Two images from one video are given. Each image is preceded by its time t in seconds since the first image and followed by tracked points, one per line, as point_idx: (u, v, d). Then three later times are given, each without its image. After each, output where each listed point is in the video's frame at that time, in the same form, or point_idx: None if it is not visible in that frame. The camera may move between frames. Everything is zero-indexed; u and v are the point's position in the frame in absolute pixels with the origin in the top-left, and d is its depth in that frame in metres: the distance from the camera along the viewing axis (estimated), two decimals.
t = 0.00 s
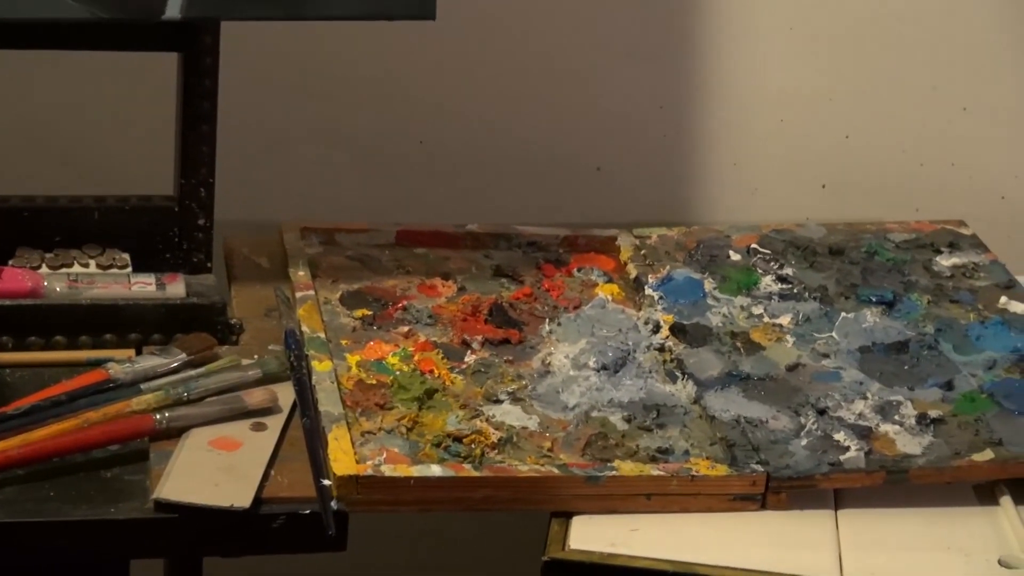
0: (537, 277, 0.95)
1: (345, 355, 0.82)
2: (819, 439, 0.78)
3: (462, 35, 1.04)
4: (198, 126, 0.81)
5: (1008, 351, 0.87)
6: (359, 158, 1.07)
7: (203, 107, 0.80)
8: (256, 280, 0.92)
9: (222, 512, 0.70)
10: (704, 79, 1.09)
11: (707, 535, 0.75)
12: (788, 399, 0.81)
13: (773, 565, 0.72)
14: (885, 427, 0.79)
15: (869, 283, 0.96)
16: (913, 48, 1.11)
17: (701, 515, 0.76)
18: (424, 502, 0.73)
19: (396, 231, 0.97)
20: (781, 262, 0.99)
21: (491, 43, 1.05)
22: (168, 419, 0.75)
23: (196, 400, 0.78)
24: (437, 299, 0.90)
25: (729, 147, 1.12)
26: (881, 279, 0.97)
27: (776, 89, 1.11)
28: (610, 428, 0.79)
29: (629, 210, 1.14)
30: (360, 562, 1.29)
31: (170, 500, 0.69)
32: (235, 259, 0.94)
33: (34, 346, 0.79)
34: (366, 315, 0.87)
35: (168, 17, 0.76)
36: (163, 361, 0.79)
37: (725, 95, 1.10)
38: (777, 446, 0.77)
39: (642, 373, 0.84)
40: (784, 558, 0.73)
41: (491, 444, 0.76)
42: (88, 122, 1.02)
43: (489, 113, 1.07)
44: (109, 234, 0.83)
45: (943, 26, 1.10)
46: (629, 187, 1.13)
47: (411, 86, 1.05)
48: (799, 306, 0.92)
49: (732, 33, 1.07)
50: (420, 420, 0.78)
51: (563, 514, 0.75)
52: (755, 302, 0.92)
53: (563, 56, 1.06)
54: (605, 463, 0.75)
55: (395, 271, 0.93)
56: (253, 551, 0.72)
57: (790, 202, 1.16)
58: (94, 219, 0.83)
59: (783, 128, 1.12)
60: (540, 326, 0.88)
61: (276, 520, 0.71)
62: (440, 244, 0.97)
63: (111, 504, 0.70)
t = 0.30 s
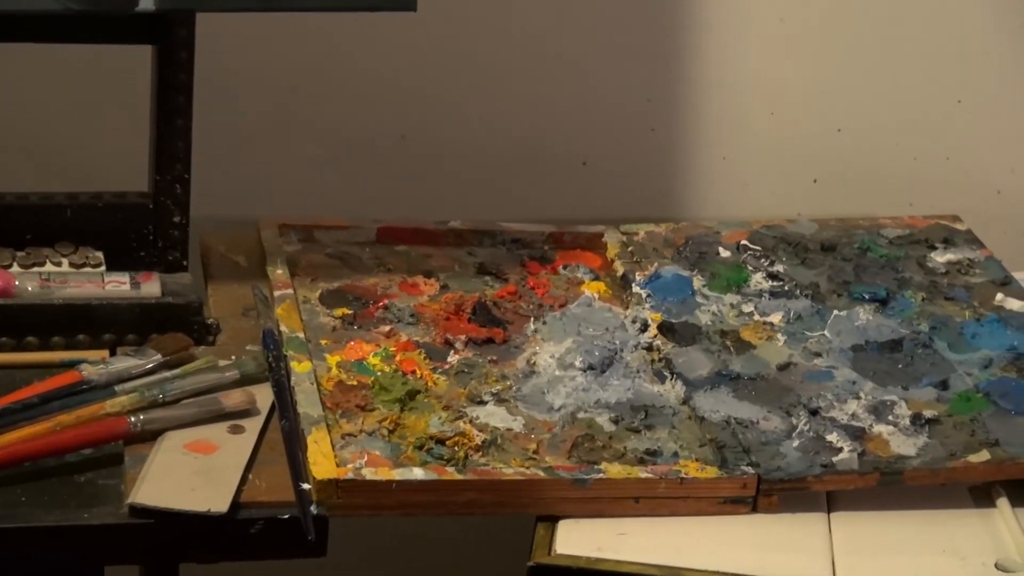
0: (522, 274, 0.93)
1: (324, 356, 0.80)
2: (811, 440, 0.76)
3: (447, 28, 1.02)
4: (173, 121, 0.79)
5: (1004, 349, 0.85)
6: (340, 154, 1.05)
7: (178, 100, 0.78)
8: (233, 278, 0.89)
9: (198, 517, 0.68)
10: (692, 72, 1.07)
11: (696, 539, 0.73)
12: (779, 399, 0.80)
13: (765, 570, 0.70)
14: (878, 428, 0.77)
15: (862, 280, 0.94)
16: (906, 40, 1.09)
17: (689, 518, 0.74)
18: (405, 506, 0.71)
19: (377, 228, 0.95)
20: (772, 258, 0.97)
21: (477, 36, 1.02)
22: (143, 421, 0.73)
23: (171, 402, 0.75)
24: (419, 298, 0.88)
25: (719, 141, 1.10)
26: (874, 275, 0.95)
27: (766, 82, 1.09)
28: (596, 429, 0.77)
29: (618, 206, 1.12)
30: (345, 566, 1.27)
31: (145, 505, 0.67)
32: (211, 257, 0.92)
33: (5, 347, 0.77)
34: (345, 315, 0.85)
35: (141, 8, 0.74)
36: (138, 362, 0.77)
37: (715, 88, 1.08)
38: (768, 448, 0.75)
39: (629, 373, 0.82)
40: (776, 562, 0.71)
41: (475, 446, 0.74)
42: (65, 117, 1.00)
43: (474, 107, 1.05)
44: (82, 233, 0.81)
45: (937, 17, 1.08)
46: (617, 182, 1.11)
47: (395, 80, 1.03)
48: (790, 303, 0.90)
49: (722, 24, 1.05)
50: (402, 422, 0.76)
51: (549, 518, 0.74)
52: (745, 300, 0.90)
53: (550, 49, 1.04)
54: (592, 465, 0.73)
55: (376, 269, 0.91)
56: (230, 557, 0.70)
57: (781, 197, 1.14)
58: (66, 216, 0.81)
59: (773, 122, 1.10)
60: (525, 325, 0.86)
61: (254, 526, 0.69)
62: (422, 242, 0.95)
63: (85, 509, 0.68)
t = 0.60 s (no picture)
0: (506, 271, 0.91)
1: (303, 356, 0.78)
2: (803, 441, 0.74)
3: (431, 20, 0.99)
4: (147, 115, 0.76)
5: (1000, 347, 0.84)
6: (323, 148, 1.03)
7: (152, 94, 0.76)
8: (208, 276, 0.87)
9: (173, 523, 0.66)
10: (681, 64, 1.05)
11: (685, 543, 0.71)
12: (770, 399, 0.77)
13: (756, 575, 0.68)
14: (872, 428, 0.75)
15: (855, 276, 0.92)
16: (901, 31, 1.06)
17: (678, 521, 0.72)
18: (386, 510, 0.69)
19: (357, 224, 0.92)
20: (763, 254, 0.95)
21: (462, 28, 1.00)
22: (117, 424, 0.71)
23: (146, 404, 0.73)
24: (400, 296, 0.86)
25: (708, 135, 1.08)
26: (867, 272, 0.93)
27: (758, 73, 1.06)
28: (583, 431, 0.74)
29: (606, 201, 1.10)
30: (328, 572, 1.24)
31: (119, 510, 0.65)
32: (186, 255, 0.90)
33: None
34: (325, 313, 0.82)
35: None
36: (111, 363, 0.75)
37: (705, 80, 1.06)
38: (759, 449, 0.73)
39: (617, 372, 0.80)
40: (767, 567, 0.69)
41: (458, 448, 0.72)
42: (40, 111, 0.98)
43: (460, 101, 1.03)
44: (54, 229, 0.78)
45: (932, 8, 1.06)
46: (605, 177, 1.09)
47: (379, 74, 1.01)
48: (782, 301, 0.88)
49: (713, 15, 1.03)
50: (382, 424, 0.73)
51: (534, 522, 0.71)
52: (735, 297, 0.88)
53: (537, 41, 1.02)
54: (579, 467, 0.71)
55: (356, 267, 0.89)
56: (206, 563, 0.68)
57: (773, 192, 1.12)
58: (37, 213, 0.78)
59: (764, 114, 1.08)
60: (509, 324, 0.84)
61: (231, 531, 0.67)
62: (403, 238, 0.93)
63: (56, 514, 0.65)
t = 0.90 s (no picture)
0: (489, 267, 0.89)
1: (281, 355, 0.76)
2: (794, 441, 0.72)
3: (415, 10, 0.97)
4: (120, 107, 0.74)
5: (997, 344, 0.82)
6: (305, 141, 1.01)
7: (124, 86, 0.74)
8: (183, 274, 0.85)
9: (147, 526, 0.64)
10: (670, 55, 1.03)
11: (674, 546, 0.69)
12: (761, 398, 0.76)
13: None
14: (865, 428, 0.73)
15: (848, 272, 0.90)
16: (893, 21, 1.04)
17: (666, 524, 0.70)
18: (366, 513, 0.67)
19: (336, 220, 0.90)
20: (753, 249, 0.93)
21: (446, 19, 0.98)
22: (89, 425, 0.69)
23: (119, 404, 0.71)
24: (381, 293, 0.84)
25: (696, 127, 1.06)
26: (860, 267, 0.91)
27: (748, 64, 1.04)
28: (568, 431, 0.73)
29: (592, 196, 1.08)
30: None
31: (91, 513, 0.63)
32: (161, 251, 0.88)
33: None
34: (303, 311, 0.80)
35: None
36: (84, 362, 0.73)
37: (694, 72, 1.04)
38: (750, 449, 0.71)
39: (603, 371, 0.78)
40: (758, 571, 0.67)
41: (440, 449, 0.70)
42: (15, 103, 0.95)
43: (443, 93, 1.01)
44: (24, 224, 0.76)
45: None
46: (592, 171, 1.07)
47: (361, 65, 0.99)
48: (773, 297, 0.86)
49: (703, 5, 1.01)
50: (362, 424, 0.71)
51: (519, 524, 0.69)
52: (724, 294, 0.87)
53: (522, 32, 1.00)
54: (564, 469, 0.69)
55: (335, 263, 0.87)
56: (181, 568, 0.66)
57: (763, 186, 1.10)
58: (6, 208, 0.76)
59: (752, 106, 1.06)
60: (493, 321, 0.82)
61: (207, 534, 0.65)
62: (383, 233, 0.91)
63: (25, 518, 0.63)
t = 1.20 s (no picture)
0: (471, 262, 0.87)
1: (257, 352, 0.74)
2: (783, 439, 0.70)
3: None
4: (92, 98, 0.73)
5: (991, 340, 0.80)
6: (283, 132, 0.99)
7: (95, 76, 0.72)
8: (157, 269, 0.84)
9: (120, 528, 0.62)
10: (658, 44, 1.01)
11: (660, 547, 0.67)
12: (748, 395, 0.74)
13: None
14: (856, 425, 0.71)
15: (838, 266, 0.88)
16: (885, 9, 1.03)
17: (653, 524, 0.69)
18: (344, 514, 0.65)
19: (313, 213, 0.89)
20: (741, 243, 0.91)
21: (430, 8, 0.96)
22: (60, 424, 0.67)
23: (90, 403, 0.69)
24: (360, 288, 0.82)
25: (683, 117, 1.04)
26: (851, 261, 0.89)
27: (737, 53, 1.02)
28: (551, 429, 0.71)
29: (578, 188, 1.06)
30: None
31: (61, 514, 0.61)
32: (133, 246, 0.86)
33: None
34: (279, 306, 0.79)
35: None
36: (54, 359, 0.71)
37: (682, 61, 1.02)
38: (737, 448, 0.70)
39: (587, 367, 0.76)
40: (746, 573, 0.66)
41: (420, 448, 0.68)
42: None
43: (426, 84, 1.00)
44: None
45: None
46: (578, 162, 1.05)
47: (343, 56, 0.97)
48: (762, 292, 0.85)
49: None
50: (341, 423, 0.70)
51: (500, 526, 0.68)
52: (711, 288, 0.85)
53: (507, 21, 0.98)
54: (547, 468, 0.67)
55: (313, 257, 0.85)
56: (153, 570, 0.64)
57: (752, 177, 1.08)
58: None
59: (741, 95, 1.04)
60: (474, 317, 0.80)
61: (181, 536, 0.64)
62: (362, 226, 0.89)
63: None
